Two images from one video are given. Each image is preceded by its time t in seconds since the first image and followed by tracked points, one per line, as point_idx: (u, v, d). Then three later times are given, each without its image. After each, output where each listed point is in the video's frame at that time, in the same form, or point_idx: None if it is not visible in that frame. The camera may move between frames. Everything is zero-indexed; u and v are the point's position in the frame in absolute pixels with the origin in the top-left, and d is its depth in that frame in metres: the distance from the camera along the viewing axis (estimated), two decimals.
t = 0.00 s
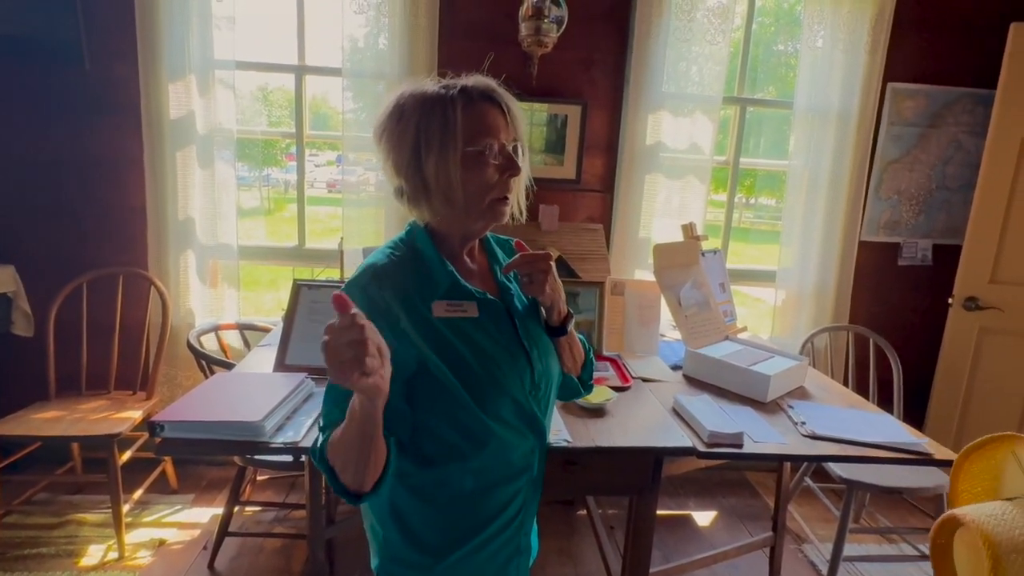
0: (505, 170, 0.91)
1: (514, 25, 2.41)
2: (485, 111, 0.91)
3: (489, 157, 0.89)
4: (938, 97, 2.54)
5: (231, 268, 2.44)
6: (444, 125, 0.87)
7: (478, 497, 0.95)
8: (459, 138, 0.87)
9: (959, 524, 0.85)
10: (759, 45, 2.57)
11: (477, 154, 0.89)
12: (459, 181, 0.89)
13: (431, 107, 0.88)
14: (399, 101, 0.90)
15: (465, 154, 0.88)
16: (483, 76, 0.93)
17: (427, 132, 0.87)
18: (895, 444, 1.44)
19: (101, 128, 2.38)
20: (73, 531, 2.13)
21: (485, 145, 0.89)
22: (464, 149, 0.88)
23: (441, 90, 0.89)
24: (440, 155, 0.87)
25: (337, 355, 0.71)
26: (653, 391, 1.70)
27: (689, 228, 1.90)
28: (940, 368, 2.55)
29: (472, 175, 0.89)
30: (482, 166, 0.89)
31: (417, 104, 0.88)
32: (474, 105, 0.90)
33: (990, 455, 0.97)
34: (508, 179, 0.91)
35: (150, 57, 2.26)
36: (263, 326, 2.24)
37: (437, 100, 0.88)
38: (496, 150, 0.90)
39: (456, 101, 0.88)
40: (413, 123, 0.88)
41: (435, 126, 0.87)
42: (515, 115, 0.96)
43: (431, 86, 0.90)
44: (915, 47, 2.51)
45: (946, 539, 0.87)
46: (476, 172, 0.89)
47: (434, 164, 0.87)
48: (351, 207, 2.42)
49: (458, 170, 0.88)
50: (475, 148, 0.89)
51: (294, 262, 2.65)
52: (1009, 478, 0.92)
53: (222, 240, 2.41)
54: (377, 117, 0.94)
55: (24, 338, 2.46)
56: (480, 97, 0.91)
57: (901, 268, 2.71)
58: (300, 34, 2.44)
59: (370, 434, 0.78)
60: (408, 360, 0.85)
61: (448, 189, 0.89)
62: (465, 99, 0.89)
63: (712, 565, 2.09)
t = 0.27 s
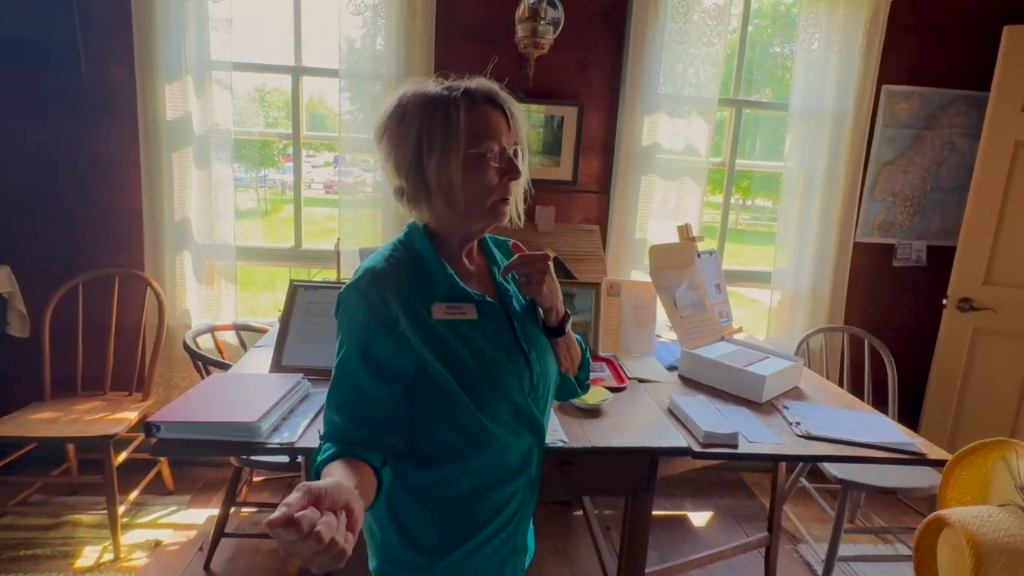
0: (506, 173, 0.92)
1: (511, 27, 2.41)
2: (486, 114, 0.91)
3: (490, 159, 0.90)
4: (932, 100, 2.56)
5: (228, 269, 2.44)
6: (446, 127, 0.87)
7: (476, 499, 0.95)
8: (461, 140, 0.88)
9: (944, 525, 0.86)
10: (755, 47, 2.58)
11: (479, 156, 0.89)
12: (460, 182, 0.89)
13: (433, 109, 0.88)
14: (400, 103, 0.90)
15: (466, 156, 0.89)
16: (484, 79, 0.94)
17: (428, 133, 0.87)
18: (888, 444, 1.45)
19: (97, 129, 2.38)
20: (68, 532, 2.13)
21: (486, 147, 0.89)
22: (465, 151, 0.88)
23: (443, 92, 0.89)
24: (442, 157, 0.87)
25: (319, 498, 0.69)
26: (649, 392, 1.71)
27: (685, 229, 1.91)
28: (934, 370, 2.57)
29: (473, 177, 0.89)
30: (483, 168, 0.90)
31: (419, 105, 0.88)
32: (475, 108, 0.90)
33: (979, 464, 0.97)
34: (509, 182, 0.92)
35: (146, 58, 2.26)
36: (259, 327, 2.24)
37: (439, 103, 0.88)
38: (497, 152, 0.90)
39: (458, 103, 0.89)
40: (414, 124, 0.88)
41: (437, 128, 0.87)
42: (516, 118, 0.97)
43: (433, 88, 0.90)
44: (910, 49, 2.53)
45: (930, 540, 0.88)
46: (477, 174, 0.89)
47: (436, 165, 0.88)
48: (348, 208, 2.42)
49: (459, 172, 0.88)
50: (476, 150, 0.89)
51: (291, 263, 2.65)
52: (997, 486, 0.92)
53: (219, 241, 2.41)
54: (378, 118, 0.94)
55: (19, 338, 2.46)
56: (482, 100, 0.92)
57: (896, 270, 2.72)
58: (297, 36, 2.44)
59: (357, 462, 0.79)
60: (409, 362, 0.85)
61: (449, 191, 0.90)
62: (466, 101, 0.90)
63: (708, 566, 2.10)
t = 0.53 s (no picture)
0: (504, 177, 0.92)
1: (509, 28, 2.42)
2: (484, 117, 0.91)
3: (488, 162, 0.90)
4: (928, 101, 2.57)
5: (226, 270, 2.44)
6: (444, 130, 0.88)
7: (476, 499, 0.96)
8: (459, 144, 0.88)
9: (933, 533, 0.90)
10: (752, 48, 2.59)
11: (477, 158, 0.89)
12: (457, 186, 0.90)
13: (431, 112, 0.88)
14: (398, 106, 0.91)
15: (463, 160, 0.89)
16: (482, 82, 0.94)
17: (426, 136, 0.88)
18: (883, 444, 1.46)
19: (95, 130, 2.39)
20: (66, 532, 2.13)
21: (484, 151, 0.90)
22: (463, 154, 0.89)
23: (441, 95, 0.90)
24: (438, 160, 0.88)
25: (325, 492, 0.69)
26: (646, 392, 1.71)
27: (681, 230, 1.92)
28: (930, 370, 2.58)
29: (471, 180, 0.90)
30: (481, 172, 0.90)
31: (417, 108, 0.89)
32: (473, 111, 0.91)
33: (972, 471, 0.98)
34: (507, 185, 0.93)
35: (144, 58, 2.26)
36: (257, 328, 2.24)
37: (437, 105, 0.89)
38: (495, 155, 0.91)
39: (455, 107, 0.89)
40: (412, 127, 0.89)
41: (436, 131, 0.88)
42: (514, 120, 0.98)
43: (431, 91, 0.91)
44: (905, 51, 2.54)
45: (921, 547, 0.92)
46: (475, 178, 0.90)
47: (433, 168, 0.89)
48: (346, 208, 2.42)
49: (457, 175, 0.89)
50: (473, 153, 0.89)
51: (289, 263, 2.65)
52: (990, 494, 0.94)
53: (217, 242, 2.41)
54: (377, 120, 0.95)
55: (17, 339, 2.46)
56: (480, 103, 0.92)
57: (892, 270, 2.74)
58: (295, 37, 2.45)
59: (363, 463, 0.79)
60: (409, 365, 0.85)
61: (448, 194, 0.90)
62: (464, 104, 0.90)
63: (705, 565, 2.11)
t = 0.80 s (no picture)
0: (510, 178, 0.92)
1: (509, 29, 2.43)
2: (491, 118, 0.92)
3: (494, 163, 0.91)
4: (927, 102, 2.58)
5: (227, 270, 2.45)
6: (451, 130, 0.89)
7: (478, 499, 0.97)
8: (465, 144, 0.89)
9: (922, 534, 0.93)
10: (751, 49, 2.60)
11: (483, 159, 0.90)
12: (463, 186, 0.91)
13: (439, 112, 0.89)
14: (406, 105, 0.91)
15: (470, 160, 0.90)
16: (490, 83, 0.95)
17: (433, 136, 0.89)
18: (882, 443, 1.47)
19: (97, 130, 2.40)
20: (68, 531, 2.14)
21: (490, 152, 0.91)
22: (469, 154, 0.90)
23: (449, 95, 0.91)
24: (445, 161, 0.89)
25: (323, 496, 0.69)
26: (646, 392, 1.72)
27: (681, 230, 1.92)
28: (930, 370, 2.60)
29: (477, 181, 0.91)
30: (486, 173, 0.91)
31: (424, 108, 0.90)
32: (480, 112, 0.91)
33: (963, 473, 0.99)
34: (512, 186, 0.93)
35: (146, 60, 2.27)
36: (259, 327, 2.25)
37: (445, 106, 0.89)
38: (501, 157, 0.92)
39: (463, 108, 0.90)
40: (419, 127, 0.89)
41: (442, 131, 0.89)
42: (521, 122, 0.98)
43: (439, 91, 0.91)
44: (904, 53, 2.55)
45: (911, 549, 0.95)
46: (480, 179, 0.91)
47: (439, 169, 0.89)
48: (347, 208, 2.43)
49: (462, 175, 0.90)
50: (480, 154, 0.90)
51: (290, 264, 2.66)
52: (980, 496, 0.95)
53: (218, 242, 2.42)
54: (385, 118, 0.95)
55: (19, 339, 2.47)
56: (487, 104, 0.93)
57: (891, 271, 2.75)
58: (296, 38, 2.46)
59: (366, 460, 0.80)
60: (414, 364, 0.86)
61: (453, 194, 0.91)
62: (471, 105, 0.91)
63: (705, 565, 2.11)
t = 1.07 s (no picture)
0: (518, 180, 0.93)
1: (513, 31, 2.44)
2: (502, 120, 0.93)
3: (503, 165, 0.92)
4: (930, 103, 2.58)
5: (231, 270, 2.47)
6: (462, 131, 0.90)
7: (483, 497, 0.98)
8: (475, 146, 0.90)
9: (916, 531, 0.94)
10: (754, 51, 2.61)
11: (492, 160, 0.91)
12: (472, 187, 0.92)
13: (450, 113, 0.90)
14: (419, 105, 0.92)
15: (479, 161, 0.91)
16: (501, 85, 0.96)
17: (443, 137, 0.90)
18: (884, 443, 1.47)
19: (103, 131, 2.41)
20: (75, 529, 2.15)
21: (499, 153, 0.92)
22: (479, 156, 0.91)
23: (461, 97, 0.92)
24: (454, 162, 0.90)
25: (326, 493, 0.70)
26: (649, 391, 1.73)
27: (684, 231, 1.93)
28: (933, 370, 2.60)
29: (485, 182, 0.92)
30: (495, 174, 0.92)
31: (436, 109, 0.91)
32: (491, 114, 0.92)
33: (961, 473, 1.00)
34: (520, 188, 0.94)
35: (152, 62, 2.29)
36: (264, 327, 2.26)
37: (456, 107, 0.91)
38: (510, 159, 0.93)
39: (473, 109, 0.91)
40: (430, 128, 0.90)
41: (453, 132, 0.90)
42: (530, 124, 0.99)
43: (451, 93, 0.92)
44: (907, 54, 2.55)
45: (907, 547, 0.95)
46: (489, 180, 0.92)
47: (448, 169, 0.91)
48: (352, 209, 2.44)
49: (471, 176, 0.91)
50: (489, 156, 0.91)
51: (294, 264, 2.68)
52: (978, 497, 0.95)
53: (223, 242, 2.44)
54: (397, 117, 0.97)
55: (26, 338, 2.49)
56: (498, 106, 0.94)
57: (894, 271, 2.75)
58: (300, 40, 2.47)
59: (372, 458, 0.82)
60: (420, 363, 0.87)
61: (461, 194, 0.92)
62: (482, 106, 0.92)
63: (707, 564, 2.12)
